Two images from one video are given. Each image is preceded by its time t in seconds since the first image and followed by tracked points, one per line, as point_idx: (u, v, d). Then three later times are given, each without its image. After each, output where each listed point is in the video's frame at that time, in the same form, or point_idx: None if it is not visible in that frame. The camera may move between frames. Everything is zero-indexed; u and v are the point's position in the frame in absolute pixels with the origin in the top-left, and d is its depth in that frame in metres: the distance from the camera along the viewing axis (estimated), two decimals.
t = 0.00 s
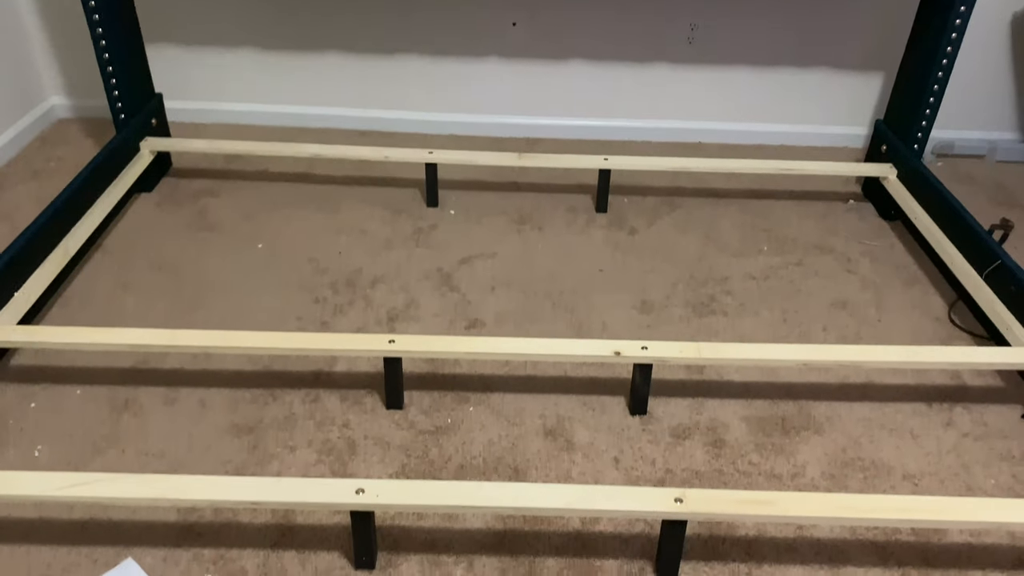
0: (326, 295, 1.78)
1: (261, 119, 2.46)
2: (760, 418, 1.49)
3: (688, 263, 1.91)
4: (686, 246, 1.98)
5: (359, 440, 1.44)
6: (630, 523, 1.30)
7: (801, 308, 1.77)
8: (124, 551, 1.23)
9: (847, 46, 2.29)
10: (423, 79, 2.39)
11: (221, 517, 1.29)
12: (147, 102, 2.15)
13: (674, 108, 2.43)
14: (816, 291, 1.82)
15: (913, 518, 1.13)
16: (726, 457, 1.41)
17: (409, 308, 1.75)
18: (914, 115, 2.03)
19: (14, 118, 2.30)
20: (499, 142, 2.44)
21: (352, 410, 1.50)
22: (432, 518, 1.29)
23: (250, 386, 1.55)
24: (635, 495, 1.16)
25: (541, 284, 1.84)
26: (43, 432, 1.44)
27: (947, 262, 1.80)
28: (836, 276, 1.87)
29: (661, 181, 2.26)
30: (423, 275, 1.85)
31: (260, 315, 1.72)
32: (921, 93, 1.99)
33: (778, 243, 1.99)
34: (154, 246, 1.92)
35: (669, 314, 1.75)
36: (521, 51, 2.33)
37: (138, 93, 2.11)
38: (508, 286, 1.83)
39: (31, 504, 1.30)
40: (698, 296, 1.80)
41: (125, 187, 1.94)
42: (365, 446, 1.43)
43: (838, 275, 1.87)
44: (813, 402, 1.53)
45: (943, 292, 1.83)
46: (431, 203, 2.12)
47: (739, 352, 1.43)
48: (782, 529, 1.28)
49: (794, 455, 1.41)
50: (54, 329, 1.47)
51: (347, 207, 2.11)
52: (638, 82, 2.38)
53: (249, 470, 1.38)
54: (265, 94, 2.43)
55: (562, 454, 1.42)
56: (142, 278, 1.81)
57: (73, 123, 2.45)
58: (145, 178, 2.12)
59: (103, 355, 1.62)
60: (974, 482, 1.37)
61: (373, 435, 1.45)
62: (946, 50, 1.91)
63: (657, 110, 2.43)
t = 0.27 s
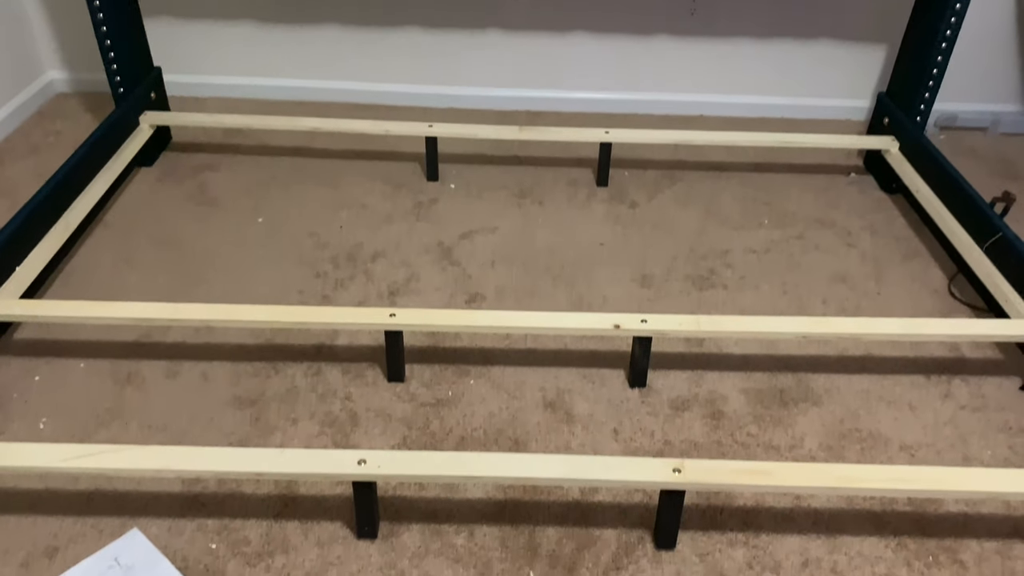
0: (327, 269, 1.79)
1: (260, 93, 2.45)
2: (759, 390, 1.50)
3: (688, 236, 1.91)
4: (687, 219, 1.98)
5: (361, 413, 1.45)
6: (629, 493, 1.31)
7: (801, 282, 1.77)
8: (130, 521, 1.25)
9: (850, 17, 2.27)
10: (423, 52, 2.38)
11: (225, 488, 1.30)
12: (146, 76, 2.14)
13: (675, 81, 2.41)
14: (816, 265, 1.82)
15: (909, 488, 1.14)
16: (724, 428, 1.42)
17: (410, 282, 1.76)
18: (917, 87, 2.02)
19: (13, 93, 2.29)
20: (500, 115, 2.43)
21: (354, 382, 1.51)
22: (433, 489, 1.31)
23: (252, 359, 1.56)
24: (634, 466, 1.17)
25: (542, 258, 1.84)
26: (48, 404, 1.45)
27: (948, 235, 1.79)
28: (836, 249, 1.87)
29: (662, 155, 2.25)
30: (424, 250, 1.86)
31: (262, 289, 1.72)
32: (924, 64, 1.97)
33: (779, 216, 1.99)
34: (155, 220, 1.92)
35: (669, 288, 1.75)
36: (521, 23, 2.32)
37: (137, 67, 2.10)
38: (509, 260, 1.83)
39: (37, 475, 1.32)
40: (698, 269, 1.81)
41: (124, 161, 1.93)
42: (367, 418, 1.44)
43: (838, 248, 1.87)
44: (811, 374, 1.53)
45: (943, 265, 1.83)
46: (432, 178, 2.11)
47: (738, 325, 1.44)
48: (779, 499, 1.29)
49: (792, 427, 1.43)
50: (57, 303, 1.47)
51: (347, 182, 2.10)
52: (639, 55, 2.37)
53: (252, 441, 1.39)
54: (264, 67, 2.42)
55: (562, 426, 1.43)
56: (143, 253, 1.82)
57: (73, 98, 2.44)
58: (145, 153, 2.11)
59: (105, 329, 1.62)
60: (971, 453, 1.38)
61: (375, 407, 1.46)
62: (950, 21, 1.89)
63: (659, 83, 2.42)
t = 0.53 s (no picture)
0: (327, 247, 1.79)
1: (260, 70, 2.44)
2: (759, 367, 1.50)
3: (690, 214, 1.91)
4: (689, 197, 1.97)
5: (362, 390, 1.46)
6: (629, 469, 1.32)
7: (802, 259, 1.76)
8: (133, 497, 1.26)
9: None
10: (423, 29, 2.36)
11: (227, 465, 1.31)
12: (145, 53, 2.13)
13: (678, 58, 2.40)
14: (817, 242, 1.81)
15: (908, 464, 1.14)
16: (724, 405, 1.43)
17: (411, 260, 1.76)
18: (921, 63, 2.00)
19: (12, 71, 2.28)
20: (501, 93, 2.41)
21: (355, 360, 1.52)
22: (434, 465, 1.32)
23: (254, 336, 1.57)
24: (634, 442, 1.17)
25: (543, 236, 1.84)
26: (50, 382, 1.46)
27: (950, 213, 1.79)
28: (838, 226, 1.87)
29: (664, 132, 2.24)
30: (425, 228, 1.85)
31: (263, 267, 1.72)
32: (928, 40, 1.95)
33: (781, 194, 1.98)
34: (155, 198, 1.92)
35: (670, 265, 1.75)
36: None
37: (135, 44, 2.09)
38: (509, 238, 1.83)
39: (41, 452, 1.32)
40: (699, 247, 1.80)
41: (124, 139, 1.93)
42: (368, 395, 1.45)
43: (840, 226, 1.87)
44: (812, 351, 1.54)
45: (946, 242, 1.83)
46: (433, 156, 2.11)
47: (739, 303, 1.44)
48: (779, 475, 1.30)
49: (792, 403, 1.43)
50: (60, 281, 1.47)
51: (348, 160, 2.10)
52: (641, 31, 2.34)
53: (254, 418, 1.40)
54: (264, 44, 2.40)
55: (562, 403, 1.43)
56: (144, 231, 1.82)
57: (72, 76, 2.42)
58: (145, 131, 2.11)
59: (107, 306, 1.63)
60: (971, 429, 1.38)
61: (376, 385, 1.47)
62: None
63: (661, 60, 2.40)
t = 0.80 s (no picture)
0: (329, 231, 1.79)
1: (261, 53, 2.43)
2: (762, 349, 1.50)
3: (692, 196, 1.90)
4: (691, 179, 1.97)
5: (365, 373, 1.46)
6: (630, 450, 1.32)
7: (805, 241, 1.76)
8: (138, 480, 1.27)
9: None
10: (424, 11, 2.34)
11: (232, 447, 1.32)
12: (145, 36, 2.12)
13: (680, 39, 2.38)
14: (820, 224, 1.81)
15: (910, 445, 1.15)
16: (726, 387, 1.43)
17: (413, 244, 1.76)
18: (925, 44, 1.98)
19: (11, 55, 2.27)
20: (502, 75, 2.40)
21: (358, 343, 1.52)
22: (438, 447, 1.32)
23: (256, 320, 1.57)
24: (636, 424, 1.18)
25: (545, 219, 1.83)
26: (54, 366, 1.46)
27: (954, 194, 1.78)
28: (841, 208, 1.86)
29: (666, 114, 2.23)
30: (426, 211, 1.85)
31: (265, 250, 1.72)
32: (932, 20, 1.94)
33: (784, 176, 1.97)
34: (157, 182, 1.92)
35: (672, 248, 1.75)
36: None
37: (135, 27, 2.08)
38: (511, 221, 1.83)
39: (46, 435, 1.33)
40: (702, 230, 1.80)
41: (125, 123, 1.92)
42: (372, 378, 1.45)
43: (842, 208, 1.86)
44: (814, 333, 1.54)
45: (949, 224, 1.82)
46: (434, 139, 2.10)
47: (741, 285, 1.44)
48: (780, 457, 1.30)
49: (794, 385, 1.43)
50: (63, 265, 1.47)
51: (349, 143, 2.09)
52: (643, 12, 2.33)
53: (257, 401, 1.41)
54: (264, 27, 2.39)
55: (564, 385, 1.44)
56: (145, 215, 1.81)
57: (71, 59, 2.41)
58: (145, 115, 2.10)
59: (110, 290, 1.63)
60: (972, 411, 1.38)
61: (379, 368, 1.47)
62: None
63: (663, 41, 2.39)
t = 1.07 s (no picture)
0: (332, 216, 1.79)
1: (262, 38, 2.42)
2: (764, 333, 1.51)
3: (695, 180, 1.90)
4: (694, 163, 1.96)
5: (369, 357, 1.47)
6: (633, 433, 1.33)
7: (808, 225, 1.76)
8: (144, 463, 1.28)
9: None
10: None
11: (236, 431, 1.33)
12: (145, 21, 2.11)
13: (683, 22, 2.37)
14: (823, 208, 1.81)
15: (912, 428, 1.15)
16: (729, 371, 1.43)
17: (416, 229, 1.76)
18: (930, 26, 1.97)
19: (12, 40, 2.27)
20: (505, 59, 2.39)
21: (361, 328, 1.53)
22: (441, 430, 1.33)
23: (260, 305, 1.57)
24: (639, 407, 1.18)
25: (548, 204, 1.83)
26: (59, 350, 1.47)
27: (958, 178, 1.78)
28: (844, 192, 1.86)
29: (670, 98, 2.22)
30: (429, 196, 1.85)
31: (268, 235, 1.73)
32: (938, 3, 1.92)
33: (787, 160, 1.97)
34: (159, 168, 1.92)
35: (675, 232, 1.75)
36: None
37: (136, 11, 2.07)
38: (514, 206, 1.82)
39: (52, 419, 1.34)
40: (705, 214, 1.80)
41: (127, 108, 1.92)
42: (375, 362, 1.46)
43: (846, 192, 1.86)
44: (816, 317, 1.54)
45: (952, 208, 1.82)
46: (436, 123, 2.09)
47: (745, 269, 1.44)
48: (783, 440, 1.31)
49: (796, 369, 1.43)
50: (66, 251, 1.48)
51: (351, 128, 2.09)
52: None
53: (262, 385, 1.41)
54: (265, 12, 2.38)
55: (567, 369, 1.44)
56: (148, 201, 1.81)
57: (72, 44, 2.41)
58: (147, 100, 2.10)
59: (114, 276, 1.63)
60: (974, 394, 1.39)
61: (383, 352, 1.48)
62: None
63: (666, 25, 2.37)
